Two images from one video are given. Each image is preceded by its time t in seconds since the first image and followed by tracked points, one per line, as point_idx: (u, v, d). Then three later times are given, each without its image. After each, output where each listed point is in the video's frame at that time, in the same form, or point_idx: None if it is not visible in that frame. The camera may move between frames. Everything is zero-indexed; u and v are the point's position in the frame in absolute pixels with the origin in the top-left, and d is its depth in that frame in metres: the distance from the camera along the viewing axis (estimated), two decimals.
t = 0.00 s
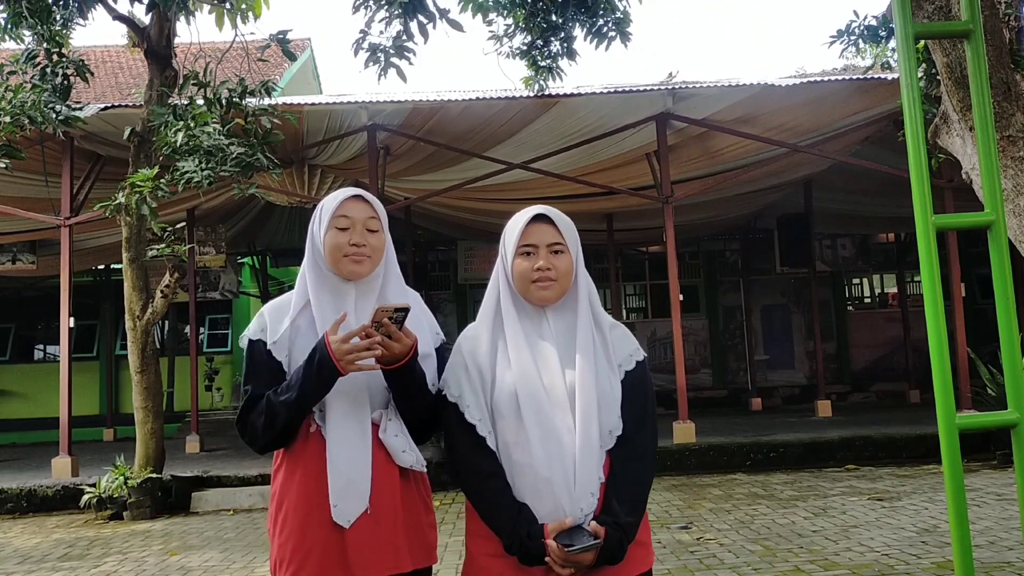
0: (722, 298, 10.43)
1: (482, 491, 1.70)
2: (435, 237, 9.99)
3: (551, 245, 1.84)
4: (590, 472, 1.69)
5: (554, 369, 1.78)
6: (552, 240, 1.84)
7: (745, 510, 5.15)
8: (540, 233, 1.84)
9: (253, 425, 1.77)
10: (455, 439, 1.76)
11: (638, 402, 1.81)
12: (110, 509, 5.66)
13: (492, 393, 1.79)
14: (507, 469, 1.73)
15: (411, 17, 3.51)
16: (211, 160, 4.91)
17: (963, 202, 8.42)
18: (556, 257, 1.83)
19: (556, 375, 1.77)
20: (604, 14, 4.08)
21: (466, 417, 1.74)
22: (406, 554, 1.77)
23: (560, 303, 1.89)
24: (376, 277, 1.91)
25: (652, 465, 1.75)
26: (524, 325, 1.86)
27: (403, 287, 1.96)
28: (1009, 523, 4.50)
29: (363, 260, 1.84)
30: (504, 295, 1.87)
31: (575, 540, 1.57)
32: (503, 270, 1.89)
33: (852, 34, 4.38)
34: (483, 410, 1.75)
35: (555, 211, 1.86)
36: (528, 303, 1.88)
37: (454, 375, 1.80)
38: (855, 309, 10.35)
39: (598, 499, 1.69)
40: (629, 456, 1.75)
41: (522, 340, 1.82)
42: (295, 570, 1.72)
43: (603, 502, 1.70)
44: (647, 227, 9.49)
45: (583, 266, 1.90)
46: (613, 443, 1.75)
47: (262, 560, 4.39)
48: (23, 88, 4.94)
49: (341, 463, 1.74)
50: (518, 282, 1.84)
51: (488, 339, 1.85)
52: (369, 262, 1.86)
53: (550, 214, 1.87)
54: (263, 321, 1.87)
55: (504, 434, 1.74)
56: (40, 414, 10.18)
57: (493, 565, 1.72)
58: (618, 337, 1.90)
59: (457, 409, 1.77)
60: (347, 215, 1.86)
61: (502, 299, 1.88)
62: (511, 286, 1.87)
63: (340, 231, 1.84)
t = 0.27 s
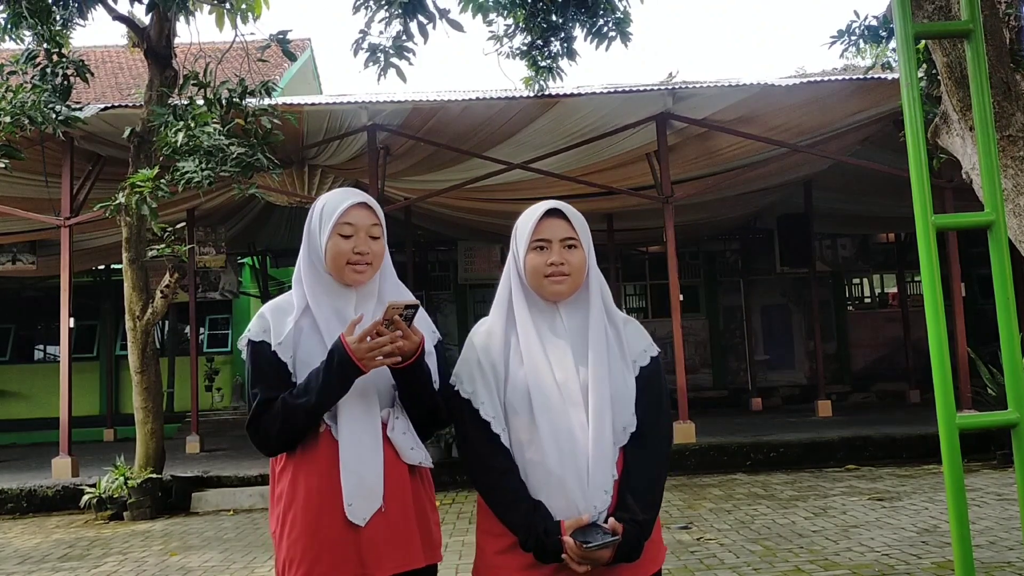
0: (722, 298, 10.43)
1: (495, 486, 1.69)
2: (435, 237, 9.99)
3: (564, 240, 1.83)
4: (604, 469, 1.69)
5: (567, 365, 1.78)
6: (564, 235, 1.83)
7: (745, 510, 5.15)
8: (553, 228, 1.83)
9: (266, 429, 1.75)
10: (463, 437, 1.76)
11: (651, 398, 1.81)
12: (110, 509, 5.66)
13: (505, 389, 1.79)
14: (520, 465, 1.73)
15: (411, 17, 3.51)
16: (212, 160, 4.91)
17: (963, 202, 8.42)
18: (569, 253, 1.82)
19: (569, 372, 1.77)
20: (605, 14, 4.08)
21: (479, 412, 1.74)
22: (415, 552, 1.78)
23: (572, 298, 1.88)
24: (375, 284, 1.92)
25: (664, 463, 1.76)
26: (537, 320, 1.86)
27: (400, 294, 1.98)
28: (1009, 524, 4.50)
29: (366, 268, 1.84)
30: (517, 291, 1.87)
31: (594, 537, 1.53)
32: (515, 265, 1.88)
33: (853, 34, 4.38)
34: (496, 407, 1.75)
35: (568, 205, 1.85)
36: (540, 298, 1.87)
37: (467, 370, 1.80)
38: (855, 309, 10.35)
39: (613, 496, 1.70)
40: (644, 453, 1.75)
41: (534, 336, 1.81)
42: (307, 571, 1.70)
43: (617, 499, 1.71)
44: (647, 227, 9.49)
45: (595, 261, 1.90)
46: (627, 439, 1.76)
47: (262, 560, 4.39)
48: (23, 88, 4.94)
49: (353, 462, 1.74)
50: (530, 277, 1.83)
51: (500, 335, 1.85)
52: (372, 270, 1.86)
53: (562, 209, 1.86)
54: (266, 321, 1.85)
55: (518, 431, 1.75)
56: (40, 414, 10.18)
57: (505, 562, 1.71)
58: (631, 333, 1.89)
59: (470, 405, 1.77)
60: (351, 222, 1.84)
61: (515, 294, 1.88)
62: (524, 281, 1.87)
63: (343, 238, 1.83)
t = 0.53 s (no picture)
0: (722, 298, 10.43)
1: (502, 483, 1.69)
2: (435, 237, 9.99)
3: (577, 239, 1.82)
4: (612, 470, 1.69)
5: (577, 366, 1.78)
6: (577, 235, 1.82)
7: (745, 509, 5.15)
8: (566, 228, 1.82)
9: (268, 428, 1.74)
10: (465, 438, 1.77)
11: (662, 399, 1.81)
12: (110, 509, 5.66)
13: (513, 387, 1.80)
14: (526, 465, 1.75)
15: (411, 17, 3.51)
16: (212, 160, 4.92)
17: (964, 202, 8.42)
18: (581, 253, 1.81)
19: (579, 372, 1.77)
20: (605, 14, 4.08)
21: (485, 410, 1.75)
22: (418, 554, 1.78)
23: (584, 298, 1.87)
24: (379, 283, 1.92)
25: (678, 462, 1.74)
26: (549, 318, 1.86)
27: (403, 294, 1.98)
28: (1010, 523, 4.50)
29: (370, 267, 1.84)
30: (529, 289, 1.86)
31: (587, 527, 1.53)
32: (528, 264, 1.87)
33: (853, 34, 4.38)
34: (504, 406, 1.76)
35: (581, 205, 1.84)
36: (552, 297, 1.86)
37: (477, 368, 1.82)
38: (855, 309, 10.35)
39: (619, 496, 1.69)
40: (654, 452, 1.75)
41: (545, 335, 1.81)
42: (308, 569, 1.70)
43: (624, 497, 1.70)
44: (647, 227, 9.49)
45: (609, 261, 1.88)
46: (636, 442, 1.76)
47: (263, 560, 4.39)
48: (23, 89, 4.94)
49: (355, 462, 1.75)
50: (542, 277, 1.82)
51: (511, 334, 1.85)
52: (375, 269, 1.85)
53: (576, 208, 1.85)
54: (269, 319, 1.84)
55: (525, 431, 1.76)
56: (40, 414, 10.18)
57: (510, 559, 1.72)
58: (644, 334, 1.88)
59: (478, 405, 1.78)
60: (354, 222, 1.84)
61: (527, 292, 1.87)
62: (536, 280, 1.86)
63: (346, 238, 1.83)
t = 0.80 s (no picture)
0: (722, 298, 10.43)
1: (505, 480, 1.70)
2: (435, 237, 9.99)
3: (586, 243, 1.82)
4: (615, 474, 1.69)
5: (583, 368, 1.77)
6: (587, 239, 1.82)
7: (745, 509, 5.15)
8: (576, 232, 1.83)
9: (264, 429, 1.75)
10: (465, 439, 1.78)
11: (669, 404, 1.79)
12: (111, 509, 5.66)
13: (516, 391, 1.81)
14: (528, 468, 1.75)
15: (411, 17, 3.51)
16: (212, 160, 4.92)
17: (964, 201, 8.42)
18: (590, 256, 1.81)
19: (585, 375, 1.76)
20: (605, 14, 4.07)
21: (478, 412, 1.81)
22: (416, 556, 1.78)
23: (594, 302, 1.87)
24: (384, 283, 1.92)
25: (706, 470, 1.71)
26: (557, 321, 1.86)
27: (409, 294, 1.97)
28: (1010, 523, 4.50)
29: (375, 269, 1.84)
30: (537, 292, 1.87)
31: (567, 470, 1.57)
32: (538, 268, 1.88)
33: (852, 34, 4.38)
34: (501, 410, 1.81)
35: (591, 208, 1.84)
36: (561, 301, 1.87)
37: (480, 372, 1.85)
38: (855, 308, 10.36)
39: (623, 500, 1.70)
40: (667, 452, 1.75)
41: (552, 338, 1.81)
42: (304, 570, 1.70)
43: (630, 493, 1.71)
44: (647, 227, 9.49)
45: (620, 265, 1.88)
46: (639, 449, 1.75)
47: (263, 561, 4.39)
48: (23, 89, 4.94)
49: (353, 463, 1.75)
50: (550, 279, 1.83)
51: (518, 337, 1.85)
52: (381, 271, 1.86)
53: (586, 212, 1.86)
54: (272, 319, 1.84)
55: (528, 434, 1.76)
56: (40, 415, 10.18)
57: (518, 560, 1.72)
58: (655, 340, 1.86)
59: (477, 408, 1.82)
60: (359, 223, 1.84)
61: (536, 296, 1.88)
62: (546, 283, 1.87)
63: (352, 238, 1.83)
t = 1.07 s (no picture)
0: (722, 298, 10.43)
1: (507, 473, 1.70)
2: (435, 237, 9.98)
3: (585, 243, 1.82)
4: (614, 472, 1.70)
5: (583, 368, 1.78)
6: (586, 238, 1.82)
7: (745, 509, 5.15)
8: (575, 231, 1.82)
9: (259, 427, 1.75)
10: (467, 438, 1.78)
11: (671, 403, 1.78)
12: (110, 510, 5.66)
13: (516, 390, 1.83)
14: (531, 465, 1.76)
15: (411, 17, 3.51)
16: (212, 160, 4.92)
17: (964, 201, 8.42)
18: (589, 256, 1.81)
19: (585, 376, 1.77)
20: (604, 14, 4.07)
21: (478, 412, 1.83)
22: (421, 555, 1.78)
23: (594, 300, 1.87)
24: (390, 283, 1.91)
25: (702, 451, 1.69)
26: (558, 321, 1.86)
27: (415, 293, 1.97)
28: (1010, 523, 4.50)
29: (381, 269, 1.84)
30: (537, 292, 1.88)
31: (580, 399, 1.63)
32: (538, 268, 1.89)
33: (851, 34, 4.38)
34: (503, 409, 1.82)
35: (590, 208, 1.84)
36: (561, 300, 1.87)
37: (480, 372, 1.88)
38: (855, 309, 10.35)
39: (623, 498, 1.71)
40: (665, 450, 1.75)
41: (552, 338, 1.82)
42: (309, 570, 1.70)
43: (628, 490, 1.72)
44: (646, 227, 9.48)
45: (620, 264, 1.87)
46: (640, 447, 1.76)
47: (263, 561, 4.39)
48: (23, 89, 4.94)
49: (358, 463, 1.75)
50: (550, 279, 1.83)
51: (519, 337, 1.86)
52: (386, 270, 1.85)
53: (585, 211, 1.85)
54: (277, 318, 1.85)
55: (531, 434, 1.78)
56: (40, 415, 10.18)
57: (525, 562, 1.72)
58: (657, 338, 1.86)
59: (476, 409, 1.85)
60: (365, 223, 1.84)
61: (536, 295, 1.88)
62: (546, 283, 1.88)
63: (357, 238, 1.83)
